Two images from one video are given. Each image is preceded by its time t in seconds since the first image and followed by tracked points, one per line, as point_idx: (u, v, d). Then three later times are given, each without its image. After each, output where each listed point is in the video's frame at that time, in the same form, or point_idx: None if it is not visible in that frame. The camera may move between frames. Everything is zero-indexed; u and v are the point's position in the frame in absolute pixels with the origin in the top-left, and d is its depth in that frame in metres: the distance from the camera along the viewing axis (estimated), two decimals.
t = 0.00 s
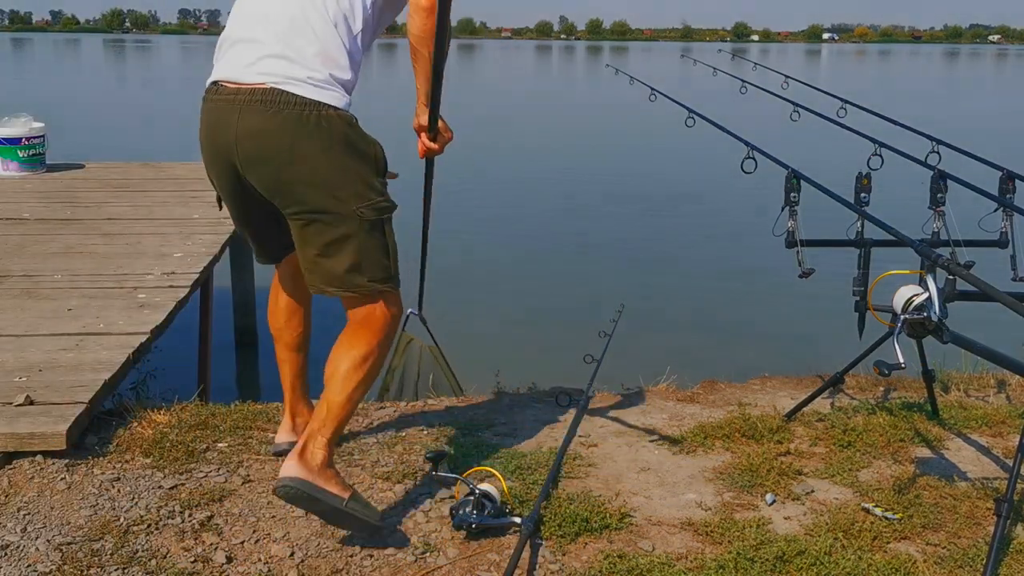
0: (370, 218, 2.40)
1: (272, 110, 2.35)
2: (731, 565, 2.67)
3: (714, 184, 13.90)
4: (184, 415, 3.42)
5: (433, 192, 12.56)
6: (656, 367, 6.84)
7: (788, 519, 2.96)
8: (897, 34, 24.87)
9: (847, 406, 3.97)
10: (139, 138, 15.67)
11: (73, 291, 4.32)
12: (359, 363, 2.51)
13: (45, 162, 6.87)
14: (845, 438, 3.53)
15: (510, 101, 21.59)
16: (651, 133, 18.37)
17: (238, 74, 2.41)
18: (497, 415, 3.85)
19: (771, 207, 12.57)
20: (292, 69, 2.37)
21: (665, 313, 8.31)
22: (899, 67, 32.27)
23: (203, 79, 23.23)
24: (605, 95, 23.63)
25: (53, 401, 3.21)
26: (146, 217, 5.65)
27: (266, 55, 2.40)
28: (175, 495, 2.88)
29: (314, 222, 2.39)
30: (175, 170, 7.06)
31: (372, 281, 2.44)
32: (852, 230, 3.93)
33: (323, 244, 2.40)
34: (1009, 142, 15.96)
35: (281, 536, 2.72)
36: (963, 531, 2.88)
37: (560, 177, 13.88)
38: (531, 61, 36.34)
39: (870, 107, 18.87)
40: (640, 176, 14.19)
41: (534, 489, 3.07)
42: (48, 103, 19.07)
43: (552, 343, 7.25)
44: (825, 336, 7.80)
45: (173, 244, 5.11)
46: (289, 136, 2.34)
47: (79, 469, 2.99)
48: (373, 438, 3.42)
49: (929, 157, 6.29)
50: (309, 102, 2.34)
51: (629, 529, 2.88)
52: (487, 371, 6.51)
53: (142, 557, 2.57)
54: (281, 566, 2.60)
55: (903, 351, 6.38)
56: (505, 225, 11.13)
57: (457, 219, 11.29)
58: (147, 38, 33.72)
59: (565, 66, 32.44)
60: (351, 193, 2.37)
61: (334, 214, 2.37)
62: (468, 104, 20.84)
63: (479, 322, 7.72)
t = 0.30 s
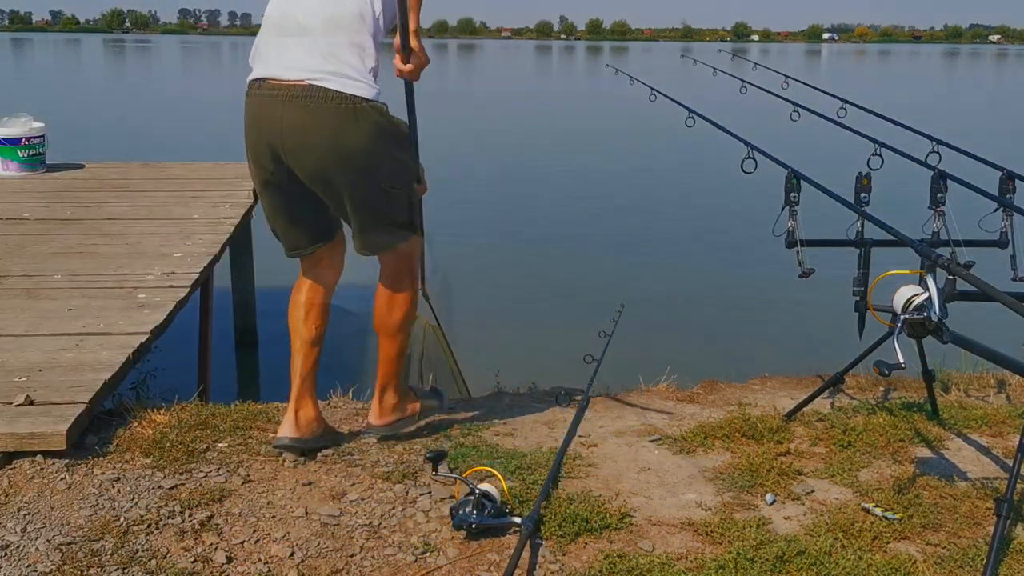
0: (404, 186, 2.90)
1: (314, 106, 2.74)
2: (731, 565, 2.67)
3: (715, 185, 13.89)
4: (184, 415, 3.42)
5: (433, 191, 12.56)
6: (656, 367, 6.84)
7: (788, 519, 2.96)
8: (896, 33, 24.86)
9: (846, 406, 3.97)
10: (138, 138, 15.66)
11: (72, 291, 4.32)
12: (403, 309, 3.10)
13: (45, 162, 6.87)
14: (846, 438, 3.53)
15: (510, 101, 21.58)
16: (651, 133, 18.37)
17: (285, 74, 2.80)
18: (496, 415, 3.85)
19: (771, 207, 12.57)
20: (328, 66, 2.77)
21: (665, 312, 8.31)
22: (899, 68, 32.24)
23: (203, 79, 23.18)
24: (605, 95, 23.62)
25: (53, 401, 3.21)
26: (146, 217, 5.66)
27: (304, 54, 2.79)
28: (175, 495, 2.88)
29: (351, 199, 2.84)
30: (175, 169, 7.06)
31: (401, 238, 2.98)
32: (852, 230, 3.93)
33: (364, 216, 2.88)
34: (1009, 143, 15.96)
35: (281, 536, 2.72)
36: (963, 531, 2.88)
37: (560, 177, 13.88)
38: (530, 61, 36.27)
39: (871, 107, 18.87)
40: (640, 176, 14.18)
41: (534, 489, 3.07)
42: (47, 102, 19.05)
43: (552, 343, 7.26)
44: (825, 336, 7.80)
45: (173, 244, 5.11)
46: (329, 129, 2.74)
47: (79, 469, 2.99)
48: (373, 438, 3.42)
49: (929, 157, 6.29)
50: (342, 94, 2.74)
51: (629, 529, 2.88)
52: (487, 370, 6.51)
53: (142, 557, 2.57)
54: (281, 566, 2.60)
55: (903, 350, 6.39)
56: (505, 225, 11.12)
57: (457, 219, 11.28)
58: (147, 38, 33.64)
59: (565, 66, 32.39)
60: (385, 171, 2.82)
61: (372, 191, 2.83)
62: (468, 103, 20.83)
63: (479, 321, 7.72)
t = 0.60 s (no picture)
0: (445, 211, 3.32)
1: (376, 134, 3.14)
2: (731, 565, 2.66)
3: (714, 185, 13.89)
4: (184, 415, 3.42)
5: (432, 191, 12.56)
6: (655, 367, 6.84)
7: (788, 519, 2.96)
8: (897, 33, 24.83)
9: (846, 406, 3.97)
10: (138, 138, 15.64)
11: (72, 291, 4.32)
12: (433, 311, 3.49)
13: (45, 162, 6.87)
14: (845, 438, 3.53)
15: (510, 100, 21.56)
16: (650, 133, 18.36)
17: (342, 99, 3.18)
18: (497, 415, 3.85)
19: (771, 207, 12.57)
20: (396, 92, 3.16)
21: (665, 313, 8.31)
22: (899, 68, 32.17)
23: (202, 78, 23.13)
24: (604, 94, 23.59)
25: (53, 401, 3.21)
26: (147, 217, 5.66)
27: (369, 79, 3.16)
28: (175, 495, 2.88)
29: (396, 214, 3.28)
30: (175, 169, 7.06)
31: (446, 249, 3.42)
32: (852, 230, 3.94)
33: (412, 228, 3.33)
34: (1009, 143, 15.94)
35: (281, 536, 2.72)
36: (963, 531, 2.88)
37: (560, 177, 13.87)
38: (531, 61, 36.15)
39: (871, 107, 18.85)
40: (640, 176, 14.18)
41: (534, 489, 3.07)
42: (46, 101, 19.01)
43: (552, 343, 7.26)
44: (825, 336, 7.80)
45: (173, 244, 5.11)
46: (387, 156, 3.16)
47: (79, 469, 2.99)
48: (373, 438, 3.42)
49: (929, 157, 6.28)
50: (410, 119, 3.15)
51: (629, 529, 2.88)
52: (487, 370, 6.51)
53: (142, 557, 2.57)
54: (281, 566, 2.60)
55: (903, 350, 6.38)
56: (505, 225, 11.12)
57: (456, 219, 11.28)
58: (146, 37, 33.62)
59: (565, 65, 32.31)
60: (430, 196, 3.25)
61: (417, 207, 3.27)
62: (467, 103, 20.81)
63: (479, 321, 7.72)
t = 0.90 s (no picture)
0: (457, 212, 3.44)
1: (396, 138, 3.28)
2: (731, 565, 2.66)
3: (714, 185, 13.89)
4: (184, 415, 3.42)
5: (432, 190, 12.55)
6: (655, 367, 6.84)
7: (788, 519, 2.96)
8: (896, 32, 24.85)
9: (846, 405, 3.97)
10: (137, 138, 15.64)
11: (72, 291, 4.32)
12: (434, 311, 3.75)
13: (45, 162, 6.87)
14: (845, 438, 3.53)
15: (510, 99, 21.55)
16: (650, 133, 18.36)
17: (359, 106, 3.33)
18: (497, 415, 3.85)
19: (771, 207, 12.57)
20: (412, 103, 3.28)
21: (665, 313, 8.31)
22: (899, 68, 32.15)
23: (203, 79, 23.14)
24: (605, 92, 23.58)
25: (53, 401, 3.21)
26: (147, 217, 5.66)
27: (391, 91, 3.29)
28: (175, 495, 2.88)
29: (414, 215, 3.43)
30: (175, 169, 7.06)
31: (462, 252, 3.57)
32: (853, 230, 3.93)
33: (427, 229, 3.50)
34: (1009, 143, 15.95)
35: (281, 536, 2.72)
36: (963, 531, 2.88)
37: (560, 176, 13.87)
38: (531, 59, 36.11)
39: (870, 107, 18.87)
40: (640, 176, 14.18)
41: (534, 489, 3.07)
42: (45, 101, 19.01)
43: (552, 343, 7.26)
44: (825, 336, 7.80)
45: (174, 244, 5.11)
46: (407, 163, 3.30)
47: (79, 469, 3.00)
48: (373, 438, 3.42)
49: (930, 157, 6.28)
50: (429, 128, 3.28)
51: (629, 529, 2.88)
52: (488, 370, 6.51)
53: (142, 557, 2.57)
54: (281, 565, 2.60)
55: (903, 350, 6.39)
56: (505, 226, 11.13)
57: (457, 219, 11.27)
58: (146, 38, 33.62)
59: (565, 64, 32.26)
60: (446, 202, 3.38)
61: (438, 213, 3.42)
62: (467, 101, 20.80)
63: (479, 321, 7.72)
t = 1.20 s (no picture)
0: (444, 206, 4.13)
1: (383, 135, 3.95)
2: (731, 565, 2.67)
3: (714, 185, 13.89)
4: (185, 415, 3.42)
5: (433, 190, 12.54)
6: (655, 367, 6.84)
7: (788, 519, 2.96)
8: (897, 32, 24.82)
9: (846, 406, 3.97)
10: (136, 138, 15.62)
11: (72, 291, 4.32)
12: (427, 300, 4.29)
13: (45, 162, 6.87)
14: (845, 438, 3.53)
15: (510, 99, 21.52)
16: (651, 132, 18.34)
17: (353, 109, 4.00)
18: (496, 415, 3.85)
19: (771, 207, 12.57)
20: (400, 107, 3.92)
21: (665, 313, 8.30)
22: (899, 67, 32.11)
23: (202, 79, 23.06)
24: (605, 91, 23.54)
25: (53, 401, 3.21)
26: (147, 217, 5.66)
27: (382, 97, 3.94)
28: (175, 495, 2.88)
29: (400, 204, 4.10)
30: (175, 170, 7.06)
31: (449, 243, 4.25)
32: (853, 230, 3.93)
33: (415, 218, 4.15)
34: (1010, 143, 15.94)
35: (281, 536, 2.72)
36: (963, 531, 2.88)
37: (560, 176, 13.86)
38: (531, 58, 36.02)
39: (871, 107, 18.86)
40: (640, 176, 14.17)
41: (534, 489, 3.07)
42: (44, 101, 18.97)
43: (552, 343, 7.27)
44: (825, 336, 7.80)
45: (173, 244, 5.11)
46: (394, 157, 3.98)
47: (78, 469, 2.99)
48: (373, 438, 3.41)
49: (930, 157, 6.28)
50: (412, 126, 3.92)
51: (629, 529, 2.88)
52: (488, 370, 6.51)
53: (142, 557, 2.57)
54: (281, 566, 2.60)
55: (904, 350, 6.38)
56: (506, 226, 11.12)
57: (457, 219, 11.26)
58: (147, 38, 33.56)
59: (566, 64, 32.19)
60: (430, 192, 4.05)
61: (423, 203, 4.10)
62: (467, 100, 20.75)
63: (479, 321, 7.73)
